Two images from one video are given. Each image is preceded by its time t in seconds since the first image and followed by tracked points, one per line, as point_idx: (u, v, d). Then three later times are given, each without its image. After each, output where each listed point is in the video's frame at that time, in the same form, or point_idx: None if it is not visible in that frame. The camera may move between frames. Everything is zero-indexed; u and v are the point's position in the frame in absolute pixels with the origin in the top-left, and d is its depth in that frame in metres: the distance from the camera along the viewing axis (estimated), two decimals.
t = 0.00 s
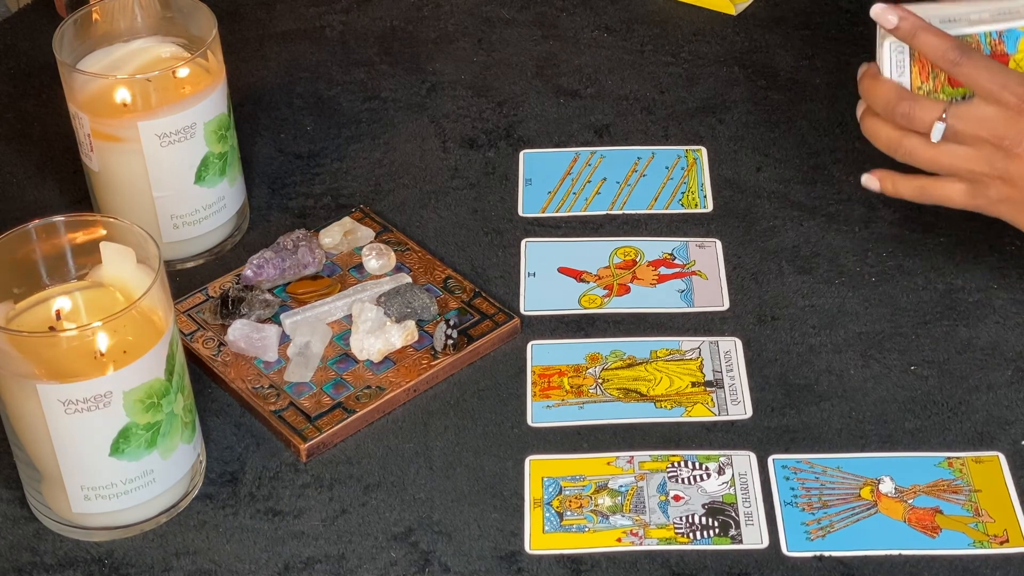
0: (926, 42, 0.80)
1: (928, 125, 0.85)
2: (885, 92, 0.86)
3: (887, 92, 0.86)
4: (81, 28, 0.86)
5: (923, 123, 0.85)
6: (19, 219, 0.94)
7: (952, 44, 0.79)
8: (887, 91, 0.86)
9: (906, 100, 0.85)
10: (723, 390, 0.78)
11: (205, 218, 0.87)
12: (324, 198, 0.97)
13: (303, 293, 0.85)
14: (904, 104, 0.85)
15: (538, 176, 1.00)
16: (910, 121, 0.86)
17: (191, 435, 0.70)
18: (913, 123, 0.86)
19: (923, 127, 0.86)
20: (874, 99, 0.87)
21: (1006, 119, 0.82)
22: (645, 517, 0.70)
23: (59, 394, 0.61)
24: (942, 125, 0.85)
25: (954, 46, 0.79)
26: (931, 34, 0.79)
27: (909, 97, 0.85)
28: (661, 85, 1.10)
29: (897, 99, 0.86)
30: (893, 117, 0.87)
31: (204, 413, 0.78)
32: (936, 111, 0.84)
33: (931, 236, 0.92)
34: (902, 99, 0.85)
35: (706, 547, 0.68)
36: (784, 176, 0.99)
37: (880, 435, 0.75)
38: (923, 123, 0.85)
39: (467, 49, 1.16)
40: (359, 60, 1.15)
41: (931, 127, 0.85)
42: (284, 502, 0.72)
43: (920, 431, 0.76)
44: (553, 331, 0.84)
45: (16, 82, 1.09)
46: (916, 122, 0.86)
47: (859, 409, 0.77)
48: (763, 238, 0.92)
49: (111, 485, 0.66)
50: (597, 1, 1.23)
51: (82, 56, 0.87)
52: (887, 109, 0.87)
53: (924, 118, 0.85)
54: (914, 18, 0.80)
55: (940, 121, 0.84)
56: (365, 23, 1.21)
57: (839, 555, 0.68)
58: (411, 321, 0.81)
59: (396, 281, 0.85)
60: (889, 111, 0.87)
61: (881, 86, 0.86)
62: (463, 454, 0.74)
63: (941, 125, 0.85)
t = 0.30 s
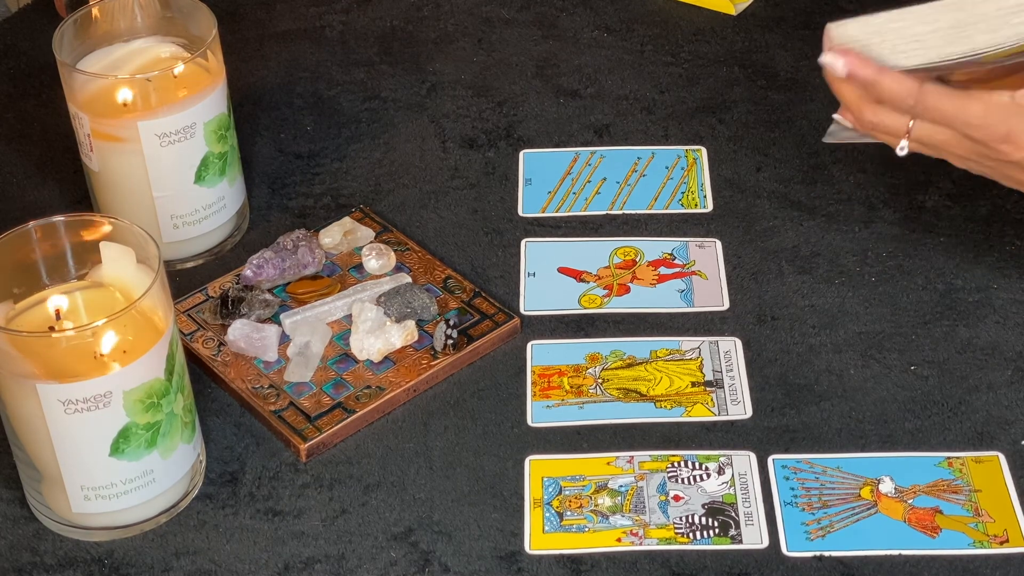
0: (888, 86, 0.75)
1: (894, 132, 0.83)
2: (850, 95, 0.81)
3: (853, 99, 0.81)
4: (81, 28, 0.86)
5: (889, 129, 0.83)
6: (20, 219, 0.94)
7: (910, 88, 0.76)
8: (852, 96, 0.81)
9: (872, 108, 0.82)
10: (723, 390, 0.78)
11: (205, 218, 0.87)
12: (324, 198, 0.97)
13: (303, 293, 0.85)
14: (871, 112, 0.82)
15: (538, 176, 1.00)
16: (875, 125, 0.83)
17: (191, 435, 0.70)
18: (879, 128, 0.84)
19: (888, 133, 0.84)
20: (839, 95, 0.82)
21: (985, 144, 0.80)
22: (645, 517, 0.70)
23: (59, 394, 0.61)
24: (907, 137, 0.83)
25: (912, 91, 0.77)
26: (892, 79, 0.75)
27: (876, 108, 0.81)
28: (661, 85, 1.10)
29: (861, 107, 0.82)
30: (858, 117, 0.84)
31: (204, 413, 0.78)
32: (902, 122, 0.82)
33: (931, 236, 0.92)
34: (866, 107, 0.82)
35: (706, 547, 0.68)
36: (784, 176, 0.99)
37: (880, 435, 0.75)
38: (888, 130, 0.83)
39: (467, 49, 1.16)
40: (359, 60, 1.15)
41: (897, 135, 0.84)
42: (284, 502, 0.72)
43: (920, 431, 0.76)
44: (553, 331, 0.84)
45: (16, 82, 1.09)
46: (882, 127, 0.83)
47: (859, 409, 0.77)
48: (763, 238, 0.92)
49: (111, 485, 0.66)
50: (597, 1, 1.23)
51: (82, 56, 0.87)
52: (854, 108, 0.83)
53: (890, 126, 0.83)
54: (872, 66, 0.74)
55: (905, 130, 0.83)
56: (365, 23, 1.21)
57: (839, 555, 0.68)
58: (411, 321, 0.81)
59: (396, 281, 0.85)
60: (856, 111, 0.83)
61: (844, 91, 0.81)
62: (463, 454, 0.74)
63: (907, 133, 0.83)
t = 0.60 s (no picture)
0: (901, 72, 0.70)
1: (893, 133, 0.80)
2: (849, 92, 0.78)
3: (855, 99, 0.79)
4: (81, 28, 0.86)
5: (888, 131, 0.80)
6: (19, 219, 0.94)
7: (922, 77, 0.70)
8: (853, 97, 0.78)
9: (874, 108, 0.79)
10: (723, 390, 0.78)
11: (205, 218, 0.87)
12: (323, 198, 0.97)
13: (303, 292, 0.85)
14: (871, 111, 0.79)
15: (538, 175, 1.00)
16: (874, 125, 0.80)
17: (191, 436, 0.70)
18: (879, 128, 0.80)
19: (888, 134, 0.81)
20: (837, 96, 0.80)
21: (987, 146, 0.77)
22: (645, 517, 0.70)
23: (59, 394, 0.61)
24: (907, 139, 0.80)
25: (924, 79, 0.70)
26: (907, 63, 0.69)
27: (877, 106, 0.79)
28: (661, 85, 1.10)
29: (861, 108, 0.79)
30: (859, 118, 0.80)
31: (204, 413, 0.78)
32: (904, 122, 0.79)
33: (930, 236, 0.92)
34: (867, 107, 0.79)
35: (706, 547, 0.68)
36: (784, 176, 0.99)
37: (880, 435, 0.75)
38: (888, 131, 0.80)
39: (467, 49, 1.16)
40: (359, 60, 1.15)
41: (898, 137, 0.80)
42: (284, 502, 0.72)
43: (920, 431, 0.76)
44: (553, 330, 0.84)
45: (16, 82, 1.09)
46: (883, 129, 0.80)
47: (859, 409, 0.77)
48: (763, 239, 0.92)
49: (111, 485, 0.66)
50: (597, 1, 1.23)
51: (82, 56, 0.87)
52: (852, 108, 0.80)
53: (890, 127, 0.80)
54: (891, 40, 0.69)
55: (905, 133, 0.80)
56: (365, 23, 1.21)
57: (839, 555, 0.68)
58: (411, 321, 0.81)
59: (396, 281, 0.85)
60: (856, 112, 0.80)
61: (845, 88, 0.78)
62: (463, 454, 0.74)
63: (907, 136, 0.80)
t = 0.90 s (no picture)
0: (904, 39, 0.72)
1: (893, 104, 0.83)
2: (852, 62, 0.81)
3: (855, 68, 0.81)
4: (81, 28, 0.86)
5: (888, 101, 0.83)
6: (19, 219, 0.94)
7: (925, 49, 0.73)
8: (854, 66, 0.81)
9: (873, 79, 0.81)
10: (723, 390, 0.78)
11: (205, 218, 0.87)
12: (323, 198, 0.97)
13: (303, 293, 0.85)
14: (871, 81, 0.81)
15: (538, 176, 1.00)
16: (874, 95, 0.83)
17: (191, 435, 0.70)
18: (878, 98, 0.83)
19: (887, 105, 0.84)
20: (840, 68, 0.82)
21: (985, 122, 0.80)
22: (645, 517, 0.70)
23: (59, 394, 0.61)
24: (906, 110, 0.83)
25: (927, 53, 0.73)
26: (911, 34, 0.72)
27: (877, 77, 0.81)
28: (661, 85, 1.10)
29: (862, 78, 0.81)
30: (860, 89, 0.83)
31: (204, 413, 0.78)
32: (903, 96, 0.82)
33: (930, 236, 0.92)
34: (867, 77, 0.81)
35: (706, 547, 0.68)
36: (784, 176, 0.99)
37: (880, 435, 0.75)
38: (887, 101, 0.83)
39: (467, 49, 1.16)
40: (359, 60, 1.15)
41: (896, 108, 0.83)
42: (284, 502, 0.72)
43: (920, 431, 0.76)
44: (553, 331, 0.84)
45: (16, 82, 1.09)
46: (882, 99, 0.83)
47: (859, 409, 0.77)
48: (763, 239, 0.92)
49: (111, 485, 0.66)
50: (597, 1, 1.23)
51: (82, 56, 0.87)
52: (854, 78, 0.82)
53: (890, 97, 0.82)
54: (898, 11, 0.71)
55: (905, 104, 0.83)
56: (365, 23, 1.21)
57: (839, 555, 0.68)
58: (411, 321, 0.81)
59: (396, 281, 0.85)
60: (857, 82, 0.82)
61: (847, 57, 0.81)
62: (463, 454, 0.74)
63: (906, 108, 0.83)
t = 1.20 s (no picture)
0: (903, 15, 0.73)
1: (892, 92, 0.84)
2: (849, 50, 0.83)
3: (854, 56, 0.83)
4: (81, 28, 0.86)
5: (887, 90, 0.84)
6: (19, 219, 0.94)
7: (926, 27, 0.74)
8: (852, 53, 0.83)
9: (872, 66, 0.83)
10: (723, 390, 0.78)
11: (205, 218, 0.87)
12: (323, 198, 0.97)
13: (303, 292, 0.85)
14: (870, 68, 0.83)
15: (538, 176, 1.00)
16: (872, 83, 0.84)
17: (191, 436, 0.70)
18: (878, 85, 0.84)
19: (887, 94, 0.85)
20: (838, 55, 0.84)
21: (983, 108, 0.80)
22: (645, 517, 0.70)
23: (59, 394, 0.61)
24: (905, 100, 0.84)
25: (927, 31, 0.74)
26: (910, 13, 0.73)
27: (876, 63, 0.83)
28: (661, 85, 1.10)
29: (860, 66, 0.83)
30: (859, 75, 0.84)
31: (203, 413, 0.78)
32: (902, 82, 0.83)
33: (930, 236, 0.92)
34: (866, 63, 0.83)
35: (706, 547, 0.68)
36: (784, 176, 0.99)
37: (880, 435, 0.75)
38: (887, 90, 0.84)
39: (467, 49, 1.16)
40: (359, 60, 1.15)
41: (895, 98, 0.84)
42: (284, 502, 0.72)
43: (919, 431, 0.76)
44: (553, 331, 0.84)
45: (16, 82, 1.09)
46: (880, 86, 0.84)
47: (859, 409, 0.77)
48: (763, 238, 0.92)
49: (111, 485, 0.66)
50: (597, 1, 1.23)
51: (82, 56, 0.87)
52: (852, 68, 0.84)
53: (889, 85, 0.84)
54: None
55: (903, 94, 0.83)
56: (365, 23, 1.21)
57: (839, 555, 0.68)
58: (411, 321, 0.81)
59: (396, 281, 0.85)
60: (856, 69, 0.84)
61: (845, 45, 0.83)
62: (463, 454, 0.74)
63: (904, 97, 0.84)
